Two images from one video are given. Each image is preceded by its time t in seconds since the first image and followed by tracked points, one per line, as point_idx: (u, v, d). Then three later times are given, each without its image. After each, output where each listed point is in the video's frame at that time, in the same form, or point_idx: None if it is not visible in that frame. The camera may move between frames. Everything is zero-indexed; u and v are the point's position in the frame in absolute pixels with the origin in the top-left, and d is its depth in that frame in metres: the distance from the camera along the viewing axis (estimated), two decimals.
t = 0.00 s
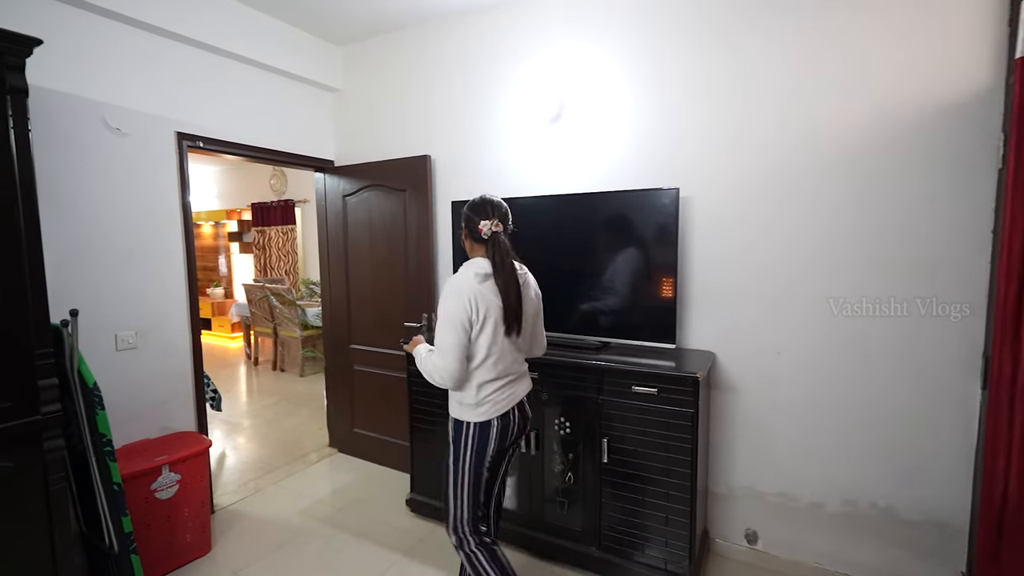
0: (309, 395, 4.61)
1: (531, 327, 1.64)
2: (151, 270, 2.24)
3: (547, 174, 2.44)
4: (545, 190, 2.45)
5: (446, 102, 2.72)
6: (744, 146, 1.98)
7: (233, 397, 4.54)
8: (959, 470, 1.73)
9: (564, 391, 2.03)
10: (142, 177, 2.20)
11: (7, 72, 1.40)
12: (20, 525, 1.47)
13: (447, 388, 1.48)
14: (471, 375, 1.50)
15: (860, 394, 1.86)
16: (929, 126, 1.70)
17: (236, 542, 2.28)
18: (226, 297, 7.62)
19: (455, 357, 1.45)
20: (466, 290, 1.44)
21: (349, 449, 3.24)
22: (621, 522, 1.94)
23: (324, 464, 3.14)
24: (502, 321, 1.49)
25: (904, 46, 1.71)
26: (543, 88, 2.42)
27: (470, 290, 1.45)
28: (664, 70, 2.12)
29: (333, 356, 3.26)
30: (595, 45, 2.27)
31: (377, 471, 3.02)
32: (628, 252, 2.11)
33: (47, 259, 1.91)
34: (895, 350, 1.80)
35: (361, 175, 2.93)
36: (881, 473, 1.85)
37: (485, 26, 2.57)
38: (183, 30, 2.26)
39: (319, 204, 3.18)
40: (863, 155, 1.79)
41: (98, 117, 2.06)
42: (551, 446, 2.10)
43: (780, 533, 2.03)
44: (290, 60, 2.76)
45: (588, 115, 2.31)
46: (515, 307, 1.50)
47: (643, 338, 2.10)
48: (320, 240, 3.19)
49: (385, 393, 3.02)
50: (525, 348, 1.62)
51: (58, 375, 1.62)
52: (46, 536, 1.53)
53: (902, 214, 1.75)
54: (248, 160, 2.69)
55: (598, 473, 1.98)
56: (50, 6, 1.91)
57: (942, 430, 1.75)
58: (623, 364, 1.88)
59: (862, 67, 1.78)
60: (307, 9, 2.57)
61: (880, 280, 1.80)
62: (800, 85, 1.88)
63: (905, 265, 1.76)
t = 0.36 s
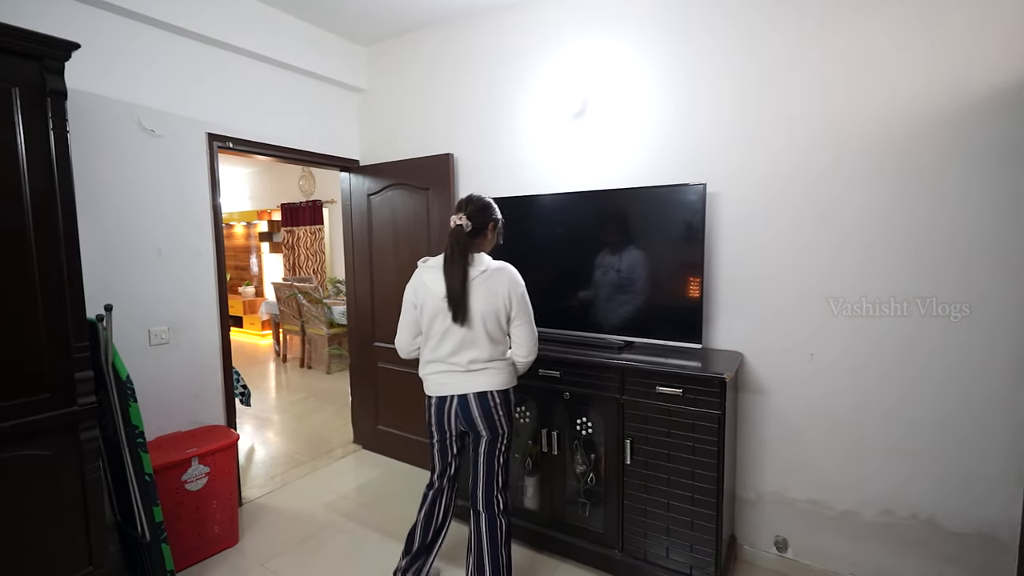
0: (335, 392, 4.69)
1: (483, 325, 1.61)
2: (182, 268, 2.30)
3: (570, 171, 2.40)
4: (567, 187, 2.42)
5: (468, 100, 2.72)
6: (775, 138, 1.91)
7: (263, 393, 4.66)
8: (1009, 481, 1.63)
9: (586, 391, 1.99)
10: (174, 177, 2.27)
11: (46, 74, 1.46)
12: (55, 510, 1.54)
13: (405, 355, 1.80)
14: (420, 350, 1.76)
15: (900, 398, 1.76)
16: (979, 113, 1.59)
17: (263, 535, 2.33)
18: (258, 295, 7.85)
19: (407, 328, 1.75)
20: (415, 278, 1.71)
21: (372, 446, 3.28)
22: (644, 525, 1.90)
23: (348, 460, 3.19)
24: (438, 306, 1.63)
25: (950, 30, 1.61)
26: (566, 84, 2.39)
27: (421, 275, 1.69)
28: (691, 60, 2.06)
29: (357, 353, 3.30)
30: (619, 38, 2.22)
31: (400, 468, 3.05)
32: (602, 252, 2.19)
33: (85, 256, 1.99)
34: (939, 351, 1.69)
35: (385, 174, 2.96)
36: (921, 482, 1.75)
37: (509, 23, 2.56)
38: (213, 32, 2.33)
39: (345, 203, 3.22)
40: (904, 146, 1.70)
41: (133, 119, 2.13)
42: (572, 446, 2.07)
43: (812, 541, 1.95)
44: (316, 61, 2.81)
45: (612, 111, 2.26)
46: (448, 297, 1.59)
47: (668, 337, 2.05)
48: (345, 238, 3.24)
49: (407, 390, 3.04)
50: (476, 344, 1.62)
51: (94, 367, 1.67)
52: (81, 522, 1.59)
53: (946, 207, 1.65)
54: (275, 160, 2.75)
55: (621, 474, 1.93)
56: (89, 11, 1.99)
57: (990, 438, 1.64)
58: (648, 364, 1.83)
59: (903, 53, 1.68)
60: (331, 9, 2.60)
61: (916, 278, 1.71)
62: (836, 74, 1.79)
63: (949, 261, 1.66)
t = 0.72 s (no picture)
0: (348, 390, 4.73)
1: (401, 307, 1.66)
2: (195, 265, 2.34)
3: (578, 168, 2.38)
4: (576, 184, 2.39)
5: (477, 98, 2.72)
6: (786, 132, 1.86)
7: (277, 390, 4.72)
8: None
9: (592, 390, 1.96)
10: (188, 175, 2.31)
11: (61, 76, 1.49)
12: (69, 502, 1.58)
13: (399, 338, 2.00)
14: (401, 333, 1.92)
15: (917, 401, 1.71)
16: (1001, 105, 1.54)
17: (272, 530, 2.35)
18: (274, 294, 7.97)
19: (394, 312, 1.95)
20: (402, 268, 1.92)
21: (383, 444, 3.30)
22: (652, 527, 1.87)
23: (359, 457, 3.21)
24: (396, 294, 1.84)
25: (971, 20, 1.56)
26: (575, 80, 2.36)
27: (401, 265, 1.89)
28: (701, 54, 2.02)
29: (368, 352, 3.32)
30: (628, 33, 2.19)
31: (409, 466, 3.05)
32: (574, 246, 2.24)
33: (100, 254, 2.03)
34: (957, 352, 1.64)
35: (395, 172, 2.97)
36: (934, 486, 1.70)
37: (517, 20, 2.55)
38: (226, 33, 2.37)
39: (356, 202, 3.25)
40: (921, 140, 1.65)
41: (147, 120, 2.18)
42: (580, 446, 2.06)
43: (826, 547, 1.90)
44: (327, 61, 2.84)
45: (621, 106, 2.23)
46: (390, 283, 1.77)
47: (677, 337, 2.01)
48: (357, 237, 3.26)
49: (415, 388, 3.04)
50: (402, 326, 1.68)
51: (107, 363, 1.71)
52: (94, 515, 1.63)
53: (965, 202, 1.60)
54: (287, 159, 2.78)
55: (629, 475, 1.90)
56: (105, 15, 2.05)
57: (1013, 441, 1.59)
58: (655, 363, 1.81)
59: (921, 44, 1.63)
60: (342, 9, 2.62)
61: (915, 276, 1.68)
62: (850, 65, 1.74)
63: (968, 259, 1.61)
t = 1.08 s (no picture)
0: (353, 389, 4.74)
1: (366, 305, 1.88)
2: (197, 264, 2.36)
3: (579, 166, 2.36)
4: (577, 183, 2.37)
5: (479, 96, 2.71)
6: (789, 129, 1.82)
7: (283, 388, 4.75)
8: None
9: (591, 390, 1.94)
10: (189, 175, 2.32)
11: (61, 76, 1.51)
12: (68, 499, 1.59)
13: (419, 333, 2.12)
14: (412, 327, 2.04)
15: (923, 403, 1.66)
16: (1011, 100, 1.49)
17: (273, 529, 2.35)
18: (283, 293, 8.03)
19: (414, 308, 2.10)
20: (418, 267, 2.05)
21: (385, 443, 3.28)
22: (650, 530, 1.84)
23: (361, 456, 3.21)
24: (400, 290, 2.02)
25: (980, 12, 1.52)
26: (576, 77, 2.34)
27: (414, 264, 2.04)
28: (703, 49, 1.98)
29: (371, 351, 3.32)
30: (629, 29, 2.16)
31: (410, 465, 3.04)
32: (566, 244, 2.23)
33: (103, 253, 2.05)
34: (964, 353, 1.60)
35: (397, 171, 2.97)
36: (939, 491, 1.66)
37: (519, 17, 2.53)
38: (228, 33, 2.38)
39: (359, 201, 3.25)
40: (926, 136, 1.61)
41: (150, 120, 2.19)
42: (578, 447, 2.04)
43: (830, 552, 1.85)
44: (329, 61, 2.84)
45: (622, 103, 2.20)
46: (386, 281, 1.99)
47: (678, 337, 1.98)
48: (359, 236, 3.26)
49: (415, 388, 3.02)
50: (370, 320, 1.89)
51: (105, 361, 1.72)
52: (93, 512, 1.64)
53: (974, 200, 1.56)
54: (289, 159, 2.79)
55: (627, 478, 1.88)
56: (108, 16, 2.07)
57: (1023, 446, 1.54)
58: (654, 363, 1.78)
59: (927, 37, 1.59)
60: (345, 9, 2.62)
61: (918, 276, 1.64)
62: (856, 60, 1.70)
63: (974, 258, 1.57)
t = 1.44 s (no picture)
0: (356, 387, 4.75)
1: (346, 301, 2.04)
2: (196, 263, 2.36)
3: (579, 163, 2.33)
4: (576, 180, 2.34)
5: (479, 94, 2.68)
6: (792, 124, 1.78)
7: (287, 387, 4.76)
8: None
9: (588, 390, 1.91)
10: (188, 175, 2.32)
11: (54, 74, 1.51)
12: (62, 496, 1.59)
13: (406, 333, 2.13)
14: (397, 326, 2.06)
15: (929, 406, 1.62)
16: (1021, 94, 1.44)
17: (270, 528, 2.35)
18: (289, 292, 8.07)
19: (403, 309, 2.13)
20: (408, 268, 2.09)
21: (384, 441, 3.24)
22: (647, 532, 1.82)
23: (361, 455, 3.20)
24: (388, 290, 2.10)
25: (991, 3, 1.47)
26: (575, 73, 2.31)
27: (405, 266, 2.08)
28: (705, 44, 1.94)
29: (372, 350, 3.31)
30: (629, 24, 2.12)
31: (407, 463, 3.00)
32: (551, 245, 2.25)
33: (101, 252, 2.06)
34: (972, 354, 1.55)
35: (397, 169, 2.95)
36: (945, 495, 1.61)
37: (519, 14, 2.50)
38: (228, 32, 2.38)
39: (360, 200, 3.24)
40: (931, 130, 1.56)
41: (148, 119, 2.19)
42: (575, 448, 2.01)
43: (833, 557, 1.81)
44: (330, 59, 2.83)
45: (622, 100, 2.17)
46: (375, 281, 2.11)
47: (677, 337, 1.95)
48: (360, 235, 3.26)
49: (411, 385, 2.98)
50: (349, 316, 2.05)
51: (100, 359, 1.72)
52: (87, 509, 1.64)
53: (981, 198, 1.51)
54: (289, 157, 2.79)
55: (624, 479, 1.85)
56: (108, 15, 2.07)
57: None
58: (651, 363, 1.75)
59: (933, 28, 1.54)
60: (346, 7, 2.61)
61: (923, 275, 1.60)
62: (861, 53, 1.65)
63: (982, 256, 1.52)
